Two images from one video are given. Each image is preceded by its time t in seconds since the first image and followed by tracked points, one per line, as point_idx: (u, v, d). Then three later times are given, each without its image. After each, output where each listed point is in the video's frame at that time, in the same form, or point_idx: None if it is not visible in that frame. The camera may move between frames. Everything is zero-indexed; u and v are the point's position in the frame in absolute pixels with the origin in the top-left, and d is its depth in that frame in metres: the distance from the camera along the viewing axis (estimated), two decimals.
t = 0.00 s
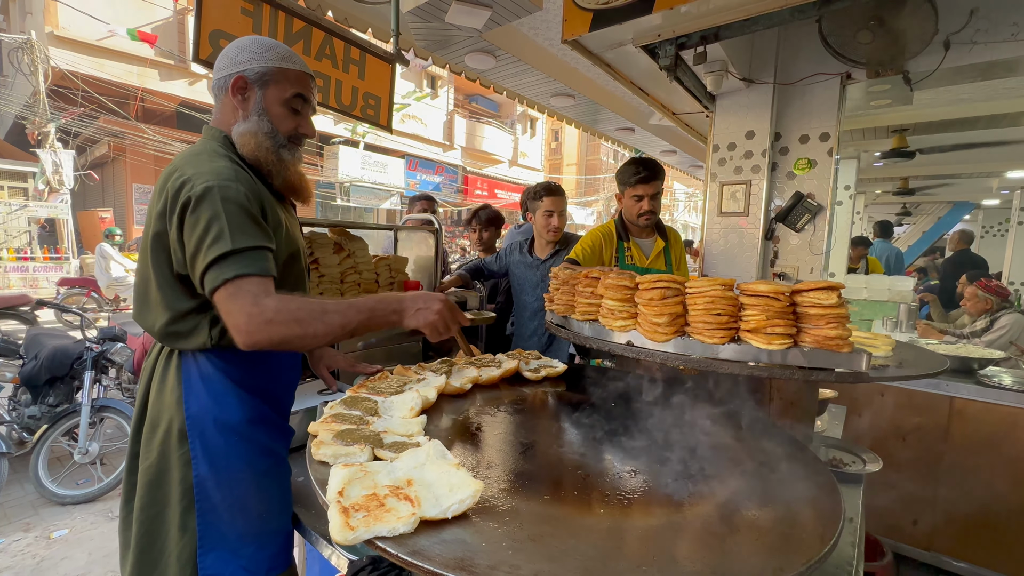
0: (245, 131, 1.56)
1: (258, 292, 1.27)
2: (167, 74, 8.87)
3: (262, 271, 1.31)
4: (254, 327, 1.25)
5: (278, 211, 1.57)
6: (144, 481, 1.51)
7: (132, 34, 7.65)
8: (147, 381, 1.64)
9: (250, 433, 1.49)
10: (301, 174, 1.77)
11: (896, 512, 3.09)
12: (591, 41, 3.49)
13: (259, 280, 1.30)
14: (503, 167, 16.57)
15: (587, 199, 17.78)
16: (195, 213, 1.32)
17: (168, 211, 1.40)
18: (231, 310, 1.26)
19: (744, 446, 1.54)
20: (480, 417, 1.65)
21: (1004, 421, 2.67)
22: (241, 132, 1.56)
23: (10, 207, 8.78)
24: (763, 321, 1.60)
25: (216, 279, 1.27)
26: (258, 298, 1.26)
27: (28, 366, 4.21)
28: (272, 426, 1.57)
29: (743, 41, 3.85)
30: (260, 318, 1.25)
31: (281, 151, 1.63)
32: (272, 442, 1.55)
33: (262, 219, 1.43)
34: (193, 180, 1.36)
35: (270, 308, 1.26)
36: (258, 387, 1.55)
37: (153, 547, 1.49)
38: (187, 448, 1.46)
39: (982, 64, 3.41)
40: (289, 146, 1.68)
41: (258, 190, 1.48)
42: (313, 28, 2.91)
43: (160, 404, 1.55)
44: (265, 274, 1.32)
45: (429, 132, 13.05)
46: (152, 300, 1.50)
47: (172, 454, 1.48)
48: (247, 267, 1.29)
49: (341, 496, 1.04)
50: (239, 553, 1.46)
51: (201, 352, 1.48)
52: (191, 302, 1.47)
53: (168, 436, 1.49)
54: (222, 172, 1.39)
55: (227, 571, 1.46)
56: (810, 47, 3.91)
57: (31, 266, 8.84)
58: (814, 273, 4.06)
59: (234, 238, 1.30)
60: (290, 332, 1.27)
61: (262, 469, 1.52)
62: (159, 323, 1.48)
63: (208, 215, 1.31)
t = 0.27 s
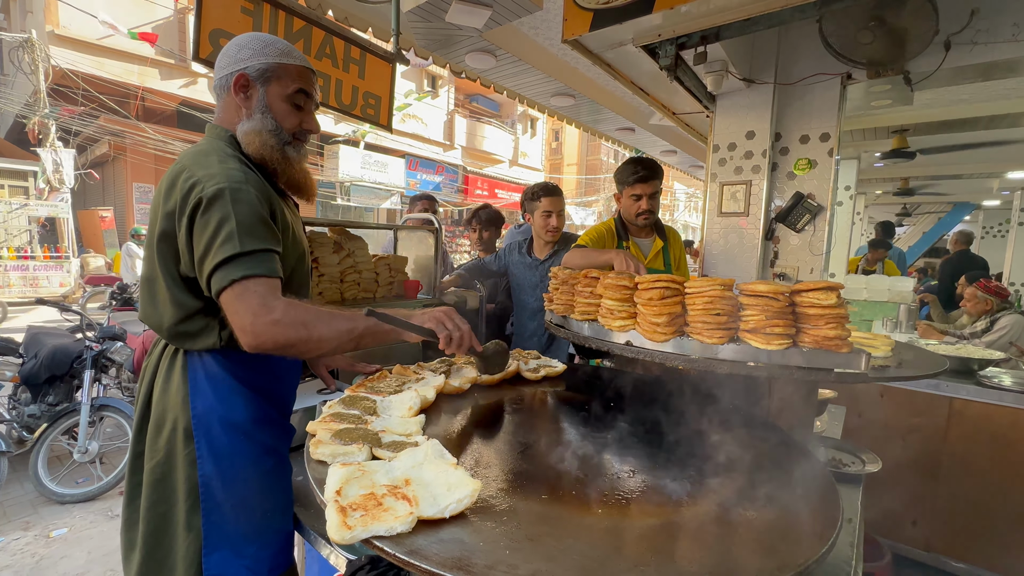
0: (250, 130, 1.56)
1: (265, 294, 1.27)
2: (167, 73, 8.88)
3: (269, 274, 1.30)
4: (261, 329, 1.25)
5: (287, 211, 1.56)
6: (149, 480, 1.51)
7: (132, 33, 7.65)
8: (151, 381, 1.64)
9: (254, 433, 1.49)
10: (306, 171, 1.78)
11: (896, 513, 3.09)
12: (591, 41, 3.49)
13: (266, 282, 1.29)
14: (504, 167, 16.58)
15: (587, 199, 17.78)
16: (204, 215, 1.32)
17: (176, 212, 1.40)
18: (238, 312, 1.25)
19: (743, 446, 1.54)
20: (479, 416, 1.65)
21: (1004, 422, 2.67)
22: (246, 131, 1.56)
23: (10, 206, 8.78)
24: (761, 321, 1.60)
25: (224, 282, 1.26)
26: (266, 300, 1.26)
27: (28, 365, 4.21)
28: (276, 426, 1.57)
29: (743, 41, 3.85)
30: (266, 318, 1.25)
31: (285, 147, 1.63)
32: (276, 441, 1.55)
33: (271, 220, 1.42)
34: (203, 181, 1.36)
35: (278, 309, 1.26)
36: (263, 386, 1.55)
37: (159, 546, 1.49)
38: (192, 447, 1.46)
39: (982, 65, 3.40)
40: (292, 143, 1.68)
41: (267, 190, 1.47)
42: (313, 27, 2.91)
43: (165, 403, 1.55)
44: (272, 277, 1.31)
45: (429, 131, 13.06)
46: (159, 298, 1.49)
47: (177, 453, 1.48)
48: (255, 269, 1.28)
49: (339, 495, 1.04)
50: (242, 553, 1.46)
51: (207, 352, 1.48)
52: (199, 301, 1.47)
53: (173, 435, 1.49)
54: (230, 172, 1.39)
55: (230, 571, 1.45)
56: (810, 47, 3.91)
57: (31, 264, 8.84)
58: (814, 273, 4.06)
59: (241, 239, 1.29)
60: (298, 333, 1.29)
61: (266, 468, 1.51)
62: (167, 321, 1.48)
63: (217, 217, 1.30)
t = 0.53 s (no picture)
0: (229, 121, 1.56)
1: (260, 300, 1.31)
2: (167, 72, 8.87)
3: (263, 278, 1.33)
4: (259, 332, 1.28)
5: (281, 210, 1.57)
6: (145, 478, 1.51)
7: (133, 32, 7.65)
8: (148, 379, 1.64)
9: (250, 431, 1.48)
10: (299, 160, 1.72)
11: (896, 513, 3.08)
12: (592, 40, 3.48)
13: (263, 286, 1.32)
14: (504, 166, 16.57)
15: (587, 199, 17.77)
16: (199, 214, 1.32)
17: (169, 209, 1.40)
18: (235, 314, 1.28)
19: (743, 445, 1.54)
20: (478, 415, 1.64)
21: (1004, 423, 2.67)
22: (226, 123, 1.56)
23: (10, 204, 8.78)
24: (762, 321, 1.60)
25: (219, 283, 1.28)
26: (266, 304, 1.31)
27: (28, 363, 4.20)
28: (272, 424, 1.56)
29: (745, 40, 3.84)
30: (266, 324, 1.30)
31: (265, 136, 1.60)
32: (273, 439, 1.55)
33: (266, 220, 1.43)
34: (198, 178, 1.36)
35: (278, 315, 1.32)
36: (259, 384, 1.55)
37: (155, 544, 1.49)
38: (188, 445, 1.46)
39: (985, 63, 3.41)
40: (277, 131, 1.64)
41: (262, 189, 1.48)
42: (313, 25, 2.91)
43: (161, 401, 1.55)
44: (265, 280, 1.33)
45: (430, 131, 13.05)
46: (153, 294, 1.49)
47: (172, 452, 1.48)
48: (248, 273, 1.30)
49: (337, 494, 1.03)
50: (238, 551, 1.45)
51: (202, 350, 1.48)
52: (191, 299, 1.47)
53: (168, 433, 1.49)
54: (224, 170, 1.39)
55: (226, 569, 1.45)
56: (811, 47, 3.90)
57: (31, 263, 8.84)
58: (814, 273, 4.05)
59: (237, 241, 1.31)
60: (293, 338, 1.34)
61: (262, 467, 1.51)
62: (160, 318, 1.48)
63: (213, 217, 1.32)
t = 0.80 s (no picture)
0: (217, 119, 1.56)
1: (242, 301, 1.32)
2: (167, 69, 8.86)
3: (244, 278, 1.34)
4: (228, 337, 1.29)
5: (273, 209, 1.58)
6: (144, 474, 1.50)
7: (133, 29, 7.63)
8: (146, 376, 1.63)
9: (250, 427, 1.49)
10: (290, 161, 1.70)
11: (897, 513, 3.08)
12: (593, 39, 3.48)
13: (241, 289, 1.33)
14: (505, 165, 16.56)
15: (588, 198, 17.76)
16: (187, 208, 1.33)
17: (159, 202, 1.40)
18: (210, 316, 1.29)
19: (743, 444, 1.53)
20: (479, 414, 1.64)
21: (1005, 422, 2.66)
22: (214, 121, 1.56)
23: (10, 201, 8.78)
24: (764, 319, 1.59)
25: (201, 280, 1.29)
26: (241, 311, 1.31)
27: (28, 361, 4.20)
28: (271, 421, 1.56)
29: (746, 39, 3.83)
30: (243, 330, 1.31)
31: (254, 135, 1.59)
32: (272, 436, 1.55)
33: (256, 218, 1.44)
34: (188, 172, 1.36)
35: (254, 322, 1.32)
36: (257, 380, 1.54)
37: (155, 540, 1.49)
38: (186, 442, 1.45)
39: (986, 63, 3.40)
40: (266, 131, 1.63)
41: (255, 187, 1.49)
42: (313, 23, 2.90)
43: (159, 397, 1.54)
44: (246, 280, 1.34)
45: (430, 129, 13.05)
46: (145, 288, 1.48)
47: (171, 448, 1.47)
48: (231, 272, 1.31)
49: (337, 492, 1.03)
50: (238, 548, 1.45)
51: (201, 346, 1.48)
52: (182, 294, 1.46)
53: (167, 430, 1.48)
54: (218, 167, 1.40)
55: (226, 566, 1.45)
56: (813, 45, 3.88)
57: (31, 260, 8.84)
58: (815, 272, 4.05)
59: (222, 237, 1.31)
60: (264, 346, 1.33)
61: (262, 463, 1.51)
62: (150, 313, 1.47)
63: (200, 212, 1.32)
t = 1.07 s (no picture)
0: (230, 122, 1.56)
1: (208, 286, 1.25)
2: (168, 67, 8.85)
3: (219, 265, 1.28)
4: (197, 321, 1.22)
5: (261, 207, 1.55)
6: (137, 473, 1.50)
7: (134, 27, 7.62)
8: (140, 374, 1.63)
9: (242, 428, 1.50)
10: (293, 169, 1.74)
11: (896, 512, 3.08)
12: (595, 37, 3.47)
13: (213, 274, 1.27)
14: (505, 163, 16.56)
15: (589, 197, 17.77)
16: (165, 201, 1.32)
17: (146, 199, 1.41)
18: (180, 301, 1.24)
19: (744, 444, 1.53)
20: (479, 413, 1.64)
21: (1006, 422, 2.66)
22: (226, 123, 1.56)
23: (11, 199, 8.79)
24: (765, 319, 1.58)
25: (171, 269, 1.25)
26: (205, 292, 1.24)
27: (29, 359, 4.20)
28: (265, 421, 1.58)
29: (748, 37, 3.82)
30: (203, 314, 1.22)
31: (265, 143, 1.61)
32: (266, 436, 1.56)
33: (238, 212, 1.41)
34: (171, 168, 1.36)
35: (214, 302, 1.23)
36: (251, 380, 1.55)
37: (148, 538, 1.50)
38: (179, 441, 1.46)
39: (989, 62, 3.39)
40: (277, 140, 1.65)
41: (240, 183, 1.48)
42: (315, 21, 2.90)
43: (152, 396, 1.54)
44: (222, 267, 1.29)
45: (431, 128, 13.05)
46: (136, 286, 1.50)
47: (164, 447, 1.47)
48: (206, 259, 1.26)
49: (338, 492, 1.02)
50: (231, 547, 1.48)
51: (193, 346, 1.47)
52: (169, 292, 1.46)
53: (160, 429, 1.49)
54: (201, 162, 1.40)
55: (220, 565, 1.46)
56: (815, 43, 3.87)
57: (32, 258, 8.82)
58: (816, 272, 4.04)
59: (194, 227, 1.28)
60: (235, 326, 1.25)
61: (254, 463, 1.52)
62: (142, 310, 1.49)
63: (175, 203, 1.30)
